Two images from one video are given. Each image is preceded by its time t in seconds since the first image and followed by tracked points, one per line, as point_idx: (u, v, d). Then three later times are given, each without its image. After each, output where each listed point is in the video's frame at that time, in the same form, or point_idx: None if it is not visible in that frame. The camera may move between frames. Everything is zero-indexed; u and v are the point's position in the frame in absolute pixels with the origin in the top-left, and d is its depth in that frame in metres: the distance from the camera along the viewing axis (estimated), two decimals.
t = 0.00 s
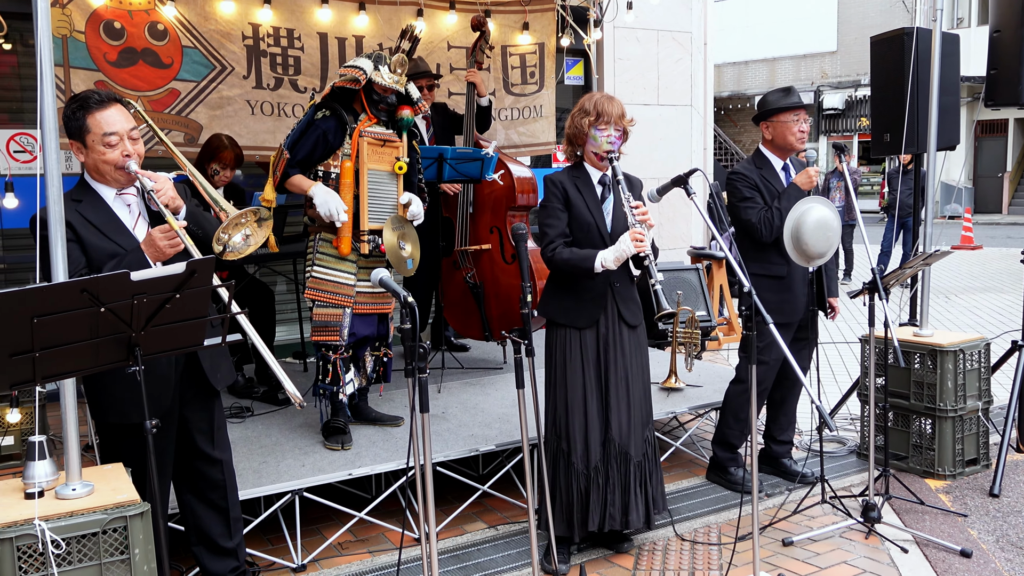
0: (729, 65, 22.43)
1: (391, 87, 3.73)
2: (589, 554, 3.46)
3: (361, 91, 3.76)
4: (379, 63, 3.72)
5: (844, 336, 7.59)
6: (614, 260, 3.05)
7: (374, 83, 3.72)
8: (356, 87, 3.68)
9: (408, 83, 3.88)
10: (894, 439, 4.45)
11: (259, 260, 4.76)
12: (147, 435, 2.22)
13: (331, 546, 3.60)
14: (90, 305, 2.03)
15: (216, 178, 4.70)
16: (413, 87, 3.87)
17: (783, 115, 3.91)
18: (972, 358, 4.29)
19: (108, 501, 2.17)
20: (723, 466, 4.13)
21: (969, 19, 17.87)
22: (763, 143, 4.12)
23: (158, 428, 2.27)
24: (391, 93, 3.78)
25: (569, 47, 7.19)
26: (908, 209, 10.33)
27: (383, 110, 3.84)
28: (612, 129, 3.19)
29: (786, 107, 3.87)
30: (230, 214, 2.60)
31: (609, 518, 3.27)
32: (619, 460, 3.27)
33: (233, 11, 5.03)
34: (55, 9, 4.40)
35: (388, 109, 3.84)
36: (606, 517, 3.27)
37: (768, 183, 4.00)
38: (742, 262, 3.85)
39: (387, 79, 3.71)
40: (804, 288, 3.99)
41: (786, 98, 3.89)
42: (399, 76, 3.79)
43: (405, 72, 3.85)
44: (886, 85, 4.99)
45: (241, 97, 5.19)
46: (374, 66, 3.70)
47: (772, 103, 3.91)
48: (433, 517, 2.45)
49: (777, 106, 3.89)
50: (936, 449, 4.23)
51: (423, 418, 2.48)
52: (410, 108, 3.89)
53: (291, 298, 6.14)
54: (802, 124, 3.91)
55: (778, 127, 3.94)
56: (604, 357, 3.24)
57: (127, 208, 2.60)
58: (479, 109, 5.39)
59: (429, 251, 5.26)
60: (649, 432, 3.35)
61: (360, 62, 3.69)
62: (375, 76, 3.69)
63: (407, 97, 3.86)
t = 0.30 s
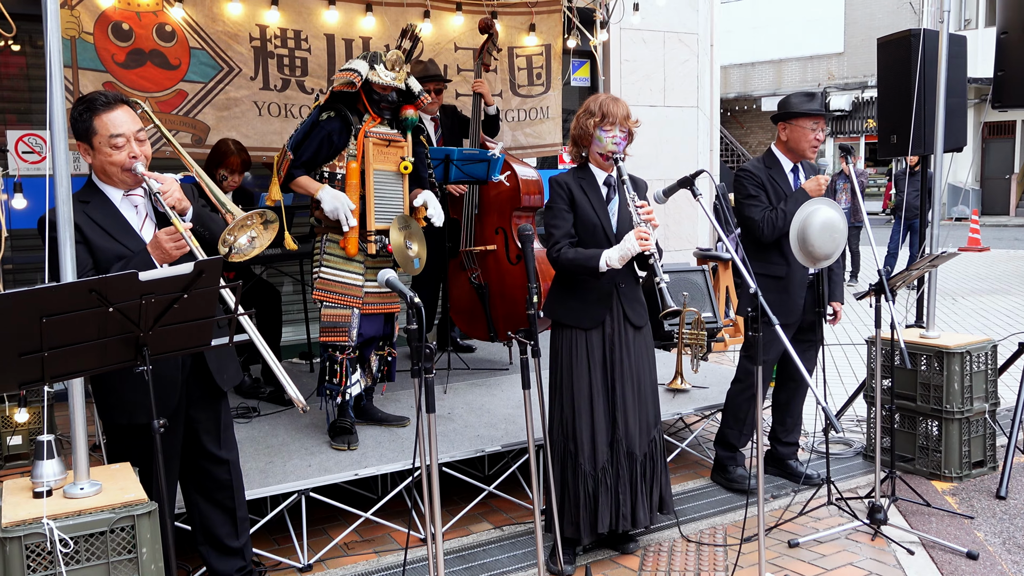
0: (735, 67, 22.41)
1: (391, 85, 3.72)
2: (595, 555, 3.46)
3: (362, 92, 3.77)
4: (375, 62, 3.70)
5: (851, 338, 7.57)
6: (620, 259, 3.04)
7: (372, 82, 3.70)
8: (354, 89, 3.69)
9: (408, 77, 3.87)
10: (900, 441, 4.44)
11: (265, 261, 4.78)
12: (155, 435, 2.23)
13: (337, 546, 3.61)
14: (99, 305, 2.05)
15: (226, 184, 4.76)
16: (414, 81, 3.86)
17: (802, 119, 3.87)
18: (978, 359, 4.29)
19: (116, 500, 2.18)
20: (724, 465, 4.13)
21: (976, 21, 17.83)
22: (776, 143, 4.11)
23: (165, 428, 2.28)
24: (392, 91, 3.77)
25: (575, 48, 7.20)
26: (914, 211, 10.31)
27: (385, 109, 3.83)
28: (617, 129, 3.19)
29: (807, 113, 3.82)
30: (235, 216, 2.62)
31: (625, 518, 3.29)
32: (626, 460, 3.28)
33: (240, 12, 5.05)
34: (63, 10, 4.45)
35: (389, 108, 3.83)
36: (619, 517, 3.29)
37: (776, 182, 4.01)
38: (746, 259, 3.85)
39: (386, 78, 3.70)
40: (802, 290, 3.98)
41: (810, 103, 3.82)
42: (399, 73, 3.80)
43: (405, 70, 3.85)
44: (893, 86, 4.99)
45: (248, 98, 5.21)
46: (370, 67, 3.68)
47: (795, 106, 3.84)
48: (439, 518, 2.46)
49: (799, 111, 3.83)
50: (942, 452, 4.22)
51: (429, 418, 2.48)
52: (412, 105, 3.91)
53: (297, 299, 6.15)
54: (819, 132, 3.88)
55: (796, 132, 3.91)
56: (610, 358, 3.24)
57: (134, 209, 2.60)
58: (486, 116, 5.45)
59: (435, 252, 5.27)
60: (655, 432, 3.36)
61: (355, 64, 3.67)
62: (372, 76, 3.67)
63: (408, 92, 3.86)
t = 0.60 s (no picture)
0: (740, 67, 22.37)
1: (393, 87, 3.72)
2: (600, 556, 3.46)
3: (364, 93, 3.78)
4: (378, 65, 3.73)
5: (856, 338, 7.55)
6: (623, 262, 3.03)
7: (375, 84, 3.72)
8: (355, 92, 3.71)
9: (411, 81, 3.86)
10: (906, 441, 4.43)
11: (271, 262, 4.79)
12: (161, 436, 2.24)
13: (343, 547, 3.62)
14: (105, 306, 2.05)
15: (230, 183, 4.77)
16: (418, 85, 3.85)
17: (819, 122, 3.87)
18: (984, 360, 4.27)
19: (122, 500, 2.19)
20: (730, 467, 4.13)
21: (981, 21, 17.79)
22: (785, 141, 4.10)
23: (171, 428, 2.29)
24: (393, 94, 3.79)
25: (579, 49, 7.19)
26: (920, 211, 10.29)
27: (388, 113, 3.84)
28: (621, 130, 3.18)
29: (825, 117, 3.82)
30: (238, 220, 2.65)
31: (627, 517, 3.28)
32: (630, 460, 3.28)
33: (245, 15, 5.06)
34: (69, 14, 4.46)
35: (394, 111, 3.85)
36: (622, 517, 3.28)
37: (783, 179, 3.99)
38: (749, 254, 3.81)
39: (388, 81, 3.71)
40: (800, 291, 3.97)
41: (828, 107, 3.81)
42: (401, 76, 3.79)
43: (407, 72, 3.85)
44: (898, 86, 4.98)
45: (253, 100, 5.22)
46: (372, 69, 3.71)
47: (813, 108, 3.82)
48: (444, 519, 2.47)
49: (818, 114, 3.82)
50: (948, 452, 4.21)
51: (434, 418, 2.49)
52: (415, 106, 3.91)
53: (303, 300, 6.16)
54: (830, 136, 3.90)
55: (809, 133, 3.91)
56: (613, 358, 3.24)
57: (139, 211, 2.61)
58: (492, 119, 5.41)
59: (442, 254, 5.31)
60: (659, 432, 3.36)
61: (357, 67, 3.71)
62: (374, 77, 3.69)
63: (412, 95, 3.85)
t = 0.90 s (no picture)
0: (742, 71, 22.40)
1: (400, 90, 3.75)
2: (603, 560, 3.46)
3: (371, 96, 3.80)
4: (385, 68, 3.72)
5: (860, 341, 7.55)
6: (622, 267, 3.03)
7: (382, 87, 3.73)
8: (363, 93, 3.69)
9: (417, 84, 3.91)
10: (910, 445, 4.43)
11: (275, 266, 4.81)
12: (165, 439, 2.24)
13: (347, 551, 3.62)
14: (110, 310, 2.06)
15: (229, 177, 4.77)
16: (423, 88, 3.92)
17: (820, 126, 3.90)
18: (988, 363, 4.27)
19: (126, 504, 2.20)
20: (734, 473, 4.06)
21: (983, 24, 17.81)
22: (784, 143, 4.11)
23: (175, 432, 2.29)
24: (401, 96, 3.82)
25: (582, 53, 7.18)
26: (923, 214, 10.28)
27: (395, 114, 3.87)
28: (625, 135, 3.20)
29: (827, 120, 3.85)
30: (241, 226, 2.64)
31: (620, 520, 3.29)
32: (631, 464, 3.28)
33: (249, 19, 5.08)
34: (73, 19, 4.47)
35: (400, 113, 3.87)
36: (619, 520, 3.29)
37: (786, 181, 3.98)
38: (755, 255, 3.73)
39: (395, 83, 3.73)
40: (802, 293, 3.97)
41: (830, 111, 3.85)
42: (408, 80, 3.81)
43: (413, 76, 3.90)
44: (900, 89, 4.98)
45: (257, 104, 5.24)
46: (380, 72, 3.70)
47: (815, 111, 3.85)
48: (448, 523, 2.48)
49: (819, 117, 3.85)
50: (952, 455, 4.21)
51: (437, 422, 2.49)
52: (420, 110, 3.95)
53: (306, 304, 6.17)
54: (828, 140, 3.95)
55: (810, 136, 3.93)
56: (613, 362, 3.24)
57: (143, 215, 2.63)
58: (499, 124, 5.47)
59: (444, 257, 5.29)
60: (660, 435, 3.36)
61: (366, 69, 3.69)
62: (381, 80, 3.70)
63: (417, 98, 3.92)
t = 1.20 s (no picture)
0: (744, 76, 22.47)
1: (409, 98, 3.78)
2: (604, 564, 3.46)
3: (379, 101, 3.81)
4: (397, 74, 3.77)
5: (861, 347, 7.54)
6: (622, 270, 3.04)
7: (393, 93, 3.76)
8: (375, 97, 3.72)
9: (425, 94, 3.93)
10: (912, 451, 4.42)
11: (277, 270, 4.82)
12: (167, 443, 2.25)
13: (348, 555, 3.62)
14: (113, 313, 2.07)
15: (235, 184, 4.77)
16: (429, 99, 3.92)
17: (814, 130, 3.90)
18: (990, 369, 4.26)
19: (129, 508, 2.20)
20: (735, 479, 4.09)
21: (985, 30, 17.83)
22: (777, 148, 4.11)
23: (177, 436, 2.30)
24: (409, 104, 3.84)
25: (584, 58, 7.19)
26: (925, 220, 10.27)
27: (400, 121, 3.89)
28: (627, 140, 3.20)
29: (820, 124, 3.86)
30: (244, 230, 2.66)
31: (627, 523, 3.28)
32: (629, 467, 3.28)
33: (252, 24, 5.08)
34: (77, 23, 4.52)
35: (405, 119, 3.89)
36: (619, 523, 3.28)
37: (781, 186, 3.99)
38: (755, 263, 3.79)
39: (406, 91, 3.76)
40: (801, 298, 3.97)
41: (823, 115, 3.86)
42: (417, 88, 3.85)
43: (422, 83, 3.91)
44: (902, 94, 4.98)
45: (260, 109, 5.25)
46: (393, 78, 3.74)
47: (807, 115, 3.87)
48: (449, 527, 2.48)
49: (813, 122, 3.85)
50: (954, 461, 4.20)
51: (439, 427, 2.49)
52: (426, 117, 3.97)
53: (308, 308, 6.18)
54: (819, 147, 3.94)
55: (803, 140, 3.94)
56: (610, 366, 3.25)
57: (145, 220, 2.62)
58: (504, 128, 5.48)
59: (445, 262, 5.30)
60: (658, 439, 3.36)
61: (379, 73, 3.73)
62: (393, 86, 3.73)
63: (423, 108, 3.92)
